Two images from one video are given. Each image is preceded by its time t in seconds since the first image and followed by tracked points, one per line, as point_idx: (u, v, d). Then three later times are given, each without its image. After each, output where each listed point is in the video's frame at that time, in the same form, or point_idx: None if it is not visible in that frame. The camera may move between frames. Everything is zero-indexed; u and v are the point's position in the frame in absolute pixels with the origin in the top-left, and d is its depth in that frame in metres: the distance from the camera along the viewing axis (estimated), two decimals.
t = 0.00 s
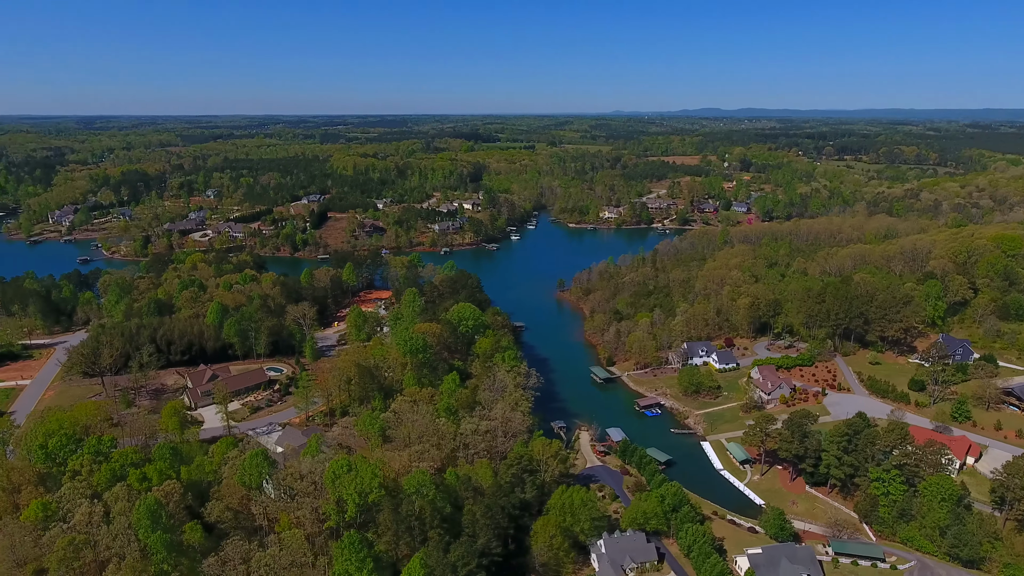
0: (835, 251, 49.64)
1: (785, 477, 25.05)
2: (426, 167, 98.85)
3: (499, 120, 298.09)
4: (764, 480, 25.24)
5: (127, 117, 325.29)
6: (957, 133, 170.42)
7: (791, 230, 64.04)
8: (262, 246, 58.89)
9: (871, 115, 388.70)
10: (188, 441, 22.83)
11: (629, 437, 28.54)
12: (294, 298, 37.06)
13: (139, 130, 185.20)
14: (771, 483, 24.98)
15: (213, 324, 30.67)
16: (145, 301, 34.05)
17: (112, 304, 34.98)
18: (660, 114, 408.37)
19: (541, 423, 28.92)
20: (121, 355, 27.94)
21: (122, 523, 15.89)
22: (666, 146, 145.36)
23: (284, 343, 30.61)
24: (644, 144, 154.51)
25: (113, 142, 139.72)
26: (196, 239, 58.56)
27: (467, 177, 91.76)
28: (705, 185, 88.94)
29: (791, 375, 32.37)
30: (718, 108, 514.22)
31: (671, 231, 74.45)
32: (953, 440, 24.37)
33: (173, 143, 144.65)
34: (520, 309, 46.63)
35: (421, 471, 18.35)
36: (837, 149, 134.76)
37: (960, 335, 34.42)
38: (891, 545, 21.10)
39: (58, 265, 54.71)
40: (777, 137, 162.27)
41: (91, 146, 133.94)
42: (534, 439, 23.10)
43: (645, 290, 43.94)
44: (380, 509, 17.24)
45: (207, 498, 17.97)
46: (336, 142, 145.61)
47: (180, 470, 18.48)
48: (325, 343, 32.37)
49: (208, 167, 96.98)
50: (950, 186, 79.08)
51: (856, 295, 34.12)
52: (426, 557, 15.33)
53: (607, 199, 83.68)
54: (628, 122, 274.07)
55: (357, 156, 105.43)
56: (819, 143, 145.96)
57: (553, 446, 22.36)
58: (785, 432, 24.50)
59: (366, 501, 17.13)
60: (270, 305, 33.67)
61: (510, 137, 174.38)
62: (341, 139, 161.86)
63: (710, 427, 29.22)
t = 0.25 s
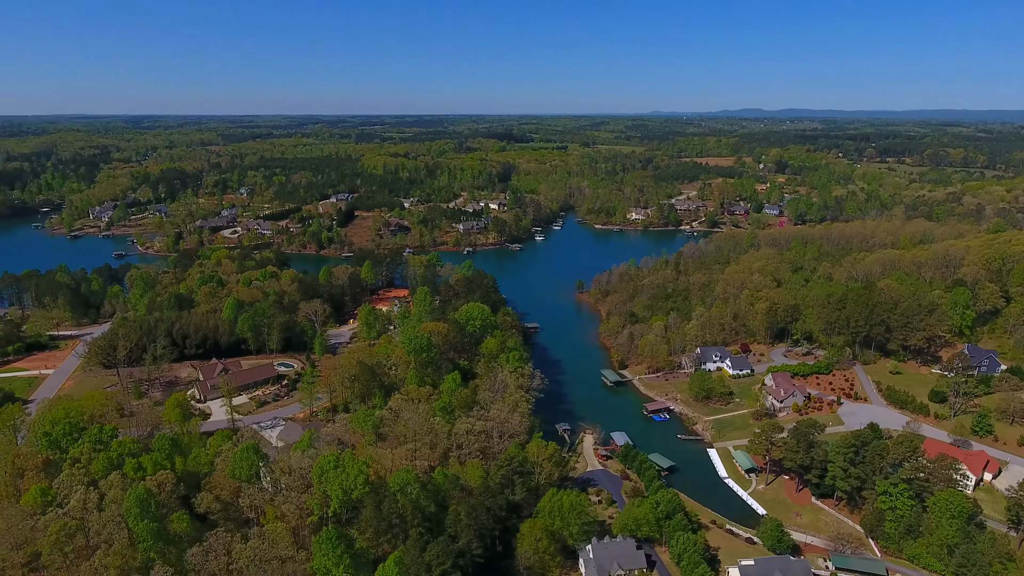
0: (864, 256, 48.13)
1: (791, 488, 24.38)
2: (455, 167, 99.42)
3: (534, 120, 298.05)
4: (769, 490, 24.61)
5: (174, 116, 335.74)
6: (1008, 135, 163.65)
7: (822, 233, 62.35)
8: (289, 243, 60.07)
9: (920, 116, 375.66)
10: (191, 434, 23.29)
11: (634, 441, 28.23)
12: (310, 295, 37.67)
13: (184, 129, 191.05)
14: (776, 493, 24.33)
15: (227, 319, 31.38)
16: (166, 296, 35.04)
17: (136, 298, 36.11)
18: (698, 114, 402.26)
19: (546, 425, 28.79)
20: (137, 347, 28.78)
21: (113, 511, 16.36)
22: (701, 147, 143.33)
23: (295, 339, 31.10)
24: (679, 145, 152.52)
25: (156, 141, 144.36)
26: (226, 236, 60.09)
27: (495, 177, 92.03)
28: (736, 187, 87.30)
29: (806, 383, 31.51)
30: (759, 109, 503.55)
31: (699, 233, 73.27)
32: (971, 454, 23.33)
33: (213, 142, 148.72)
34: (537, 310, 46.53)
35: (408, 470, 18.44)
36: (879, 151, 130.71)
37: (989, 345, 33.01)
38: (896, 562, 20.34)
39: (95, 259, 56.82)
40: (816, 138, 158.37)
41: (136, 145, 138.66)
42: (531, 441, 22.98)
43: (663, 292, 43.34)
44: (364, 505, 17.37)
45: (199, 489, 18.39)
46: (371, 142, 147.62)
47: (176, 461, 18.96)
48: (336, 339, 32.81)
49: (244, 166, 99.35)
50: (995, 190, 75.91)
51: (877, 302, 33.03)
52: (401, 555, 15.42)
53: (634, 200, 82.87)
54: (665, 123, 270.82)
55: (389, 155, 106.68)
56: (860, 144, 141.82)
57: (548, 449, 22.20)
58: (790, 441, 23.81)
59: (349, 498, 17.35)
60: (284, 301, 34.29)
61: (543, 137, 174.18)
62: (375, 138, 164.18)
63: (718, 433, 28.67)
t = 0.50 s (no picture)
0: (884, 259, 46.91)
1: (788, 496, 23.85)
2: (476, 167, 99.68)
3: (561, 120, 297.38)
4: (764, 497, 24.11)
5: (208, 117, 343.55)
6: None
7: (844, 236, 60.94)
8: (306, 242, 60.93)
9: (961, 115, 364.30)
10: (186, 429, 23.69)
11: (631, 444, 27.96)
12: (317, 294, 38.13)
13: (216, 129, 195.23)
14: (772, 501, 23.83)
15: (232, 316, 31.92)
16: (177, 292, 35.79)
17: (149, 294, 36.97)
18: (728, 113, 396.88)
19: (543, 427, 28.68)
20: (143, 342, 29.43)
21: (97, 502, 16.77)
22: (727, 147, 141.36)
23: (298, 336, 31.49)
24: (705, 145, 150.62)
25: (187, 141, 147.75)
26: (245, 235, 61.17)
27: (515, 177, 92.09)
28: (759, 188, 85.85)
29: (812, 389, 30.85)
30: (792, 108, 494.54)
31: (719, 235, 72.23)
32: (976, 465, 22.62)
33: (243, 142, 151.65)
34: (547, 310, 46.38)
35: (387, 469, 18.48)
36: (912, 151, 127.25)
37: (1007, 353, 31.89)
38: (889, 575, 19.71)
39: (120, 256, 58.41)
40: (848, 139, 154.93)
41: (168, 145, 142.11)
42: (520, 443, 22.89)
43: (673, 294, 42.82)
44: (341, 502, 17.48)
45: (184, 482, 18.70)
46: (396, 142, 148.92)
47: (164, 455, 19.33)
48: (339, 337, 33.16)
49: (269, 165, 101.09)
50: None
51: (889, 307, 32.19)
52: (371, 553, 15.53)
53: (654, 201, 82.10)
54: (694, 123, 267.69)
55: (411, 155, 107.48)
56: (893, 145, 138.29)
57: (536, 451, 22.09)
58: (786, 448, 23.29)
59: (326, 495, 17.54)
60: (290, 299, 34.75)
61: (568, 137, 173.67)
62: (401, 138, 165.59)
63: (718, 438, 28.22)
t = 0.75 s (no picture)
0: (910, 264, 45.43)
1: (788, 506, 23.22)
2: (502, 168, 99.82)
3: (593, 121, 295.99)
4: (764, 506, 23.52)
5: (246, 117, 351.76)
6: None
7: (872, 240, 59.24)
8: (328, 241, 61.82)
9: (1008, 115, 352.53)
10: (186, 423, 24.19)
11: (631, 449, 27.61)
12: (329, 292, 38.62)
13: (251, 130, 199.62)
14: (771, 511, 23.23)
15: (242, 313, 32.51)
16: (193, 289, 36.66)
17: (167, 290, 37.93)
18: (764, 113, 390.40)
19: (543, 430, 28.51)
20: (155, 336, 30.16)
21: (87, 492, 17.22)
22: (759, 148, 138.79)
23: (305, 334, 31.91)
24: (737, 146, 148.19)
25: (223, 142, 151.47)
26: (269, 233, 62.36)
27: (539, 178, 91.98)
28: (788, 190, 84.08)
29: (823, 397, 30.04)
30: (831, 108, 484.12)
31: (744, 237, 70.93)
32: (987, 481, 21.73)
33: (276, 142, 154.82)
34: (560, 311, 46.13)
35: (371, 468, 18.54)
36: (953, 153, 123.15)
37: None
38: None
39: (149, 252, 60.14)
40: (886, 140, 150.71)
41: (204, 145, 145.85)
42: (513, 444, 22.78)
43: (688, 297, 42.19)
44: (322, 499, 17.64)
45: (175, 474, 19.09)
46: (425, 142, 150.16)
47: (158, 447, 19.75)
48: (347, 335, 33.51)
49: (298, 165, 102.88)
50: None
51: (906, 313, 31.15)
52: (345, 551, 15.66)
53: (679, 203, 81.09)
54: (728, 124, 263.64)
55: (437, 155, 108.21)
56: (933, 146, 134.02)
57: (527, 453, 21.95)
58: (785, 457, 22.70)
59: (308, 492, 17.73)
60: (301, 297, 35.27)
61: (597, 138, 172.76)
62: (431, 138, 166.94)
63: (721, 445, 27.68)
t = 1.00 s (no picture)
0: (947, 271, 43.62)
1: (792, 519, 22.55)
2: (533, 168, 99.71)
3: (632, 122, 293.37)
4: (768, 518, 22.90)
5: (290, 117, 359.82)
6: None
7: (909, 245, 57.11)
8: (355, 239, 62.75)
9: None
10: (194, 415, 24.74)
11: (636, 454, 27.22)
12: (347, 290, 39.13)
13: (293, 130, 204.01)
14: (775, 523, 22.60)
15: (259, 309, 33.17)
16: (216, 284, 37.63)
17: (192, 285, 39.03)
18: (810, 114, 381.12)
19: (549, 432, 28.32)
20: (173, 330, 31.00)
21: (87, 479, 17.78)
22: (800, 149, 135.26)
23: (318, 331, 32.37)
24: (777, 147, 144.87)
25: (264, 141, 155.22)
26: (298, 232, 63.64)
27: (569, 178, 91.56)
28: (825, 193, 81.78)
29: (840, 407, 29.08)
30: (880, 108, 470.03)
31: (777, 241, 69.20)
32: (1005, 501, 20.73)
33: (315, 142, 157.92)
34: (579, 313, 45.81)
35: (361, 465, 18.68)
36: (1007, 156, 117.83)
37: None
38: None
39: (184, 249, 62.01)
40: (936, 142, 145.13)
41: (246, 145, 149.68)
42: (510, 446, 22.67)
43: (708, 301, 41.36)
44: (311, 494, 17.90)
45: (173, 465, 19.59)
46: (460, 142, 151.18)
47: (159, 438, 20.29)
48: (360, 332, 33.92)
49: (333, 164, 104.70)
50: None
51: (931, 322, 29.92)
52: (326, 547, 15.81)
53: (711, 205, 79.65)
54: (770, 125, 257.89)
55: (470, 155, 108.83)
56: (985, 148, 128.49)
57: (523, 455, 21.84)
58: (790, 469, 22.06)
59: (297, 486, 17.95)
60: (318, 295, 35.81)
61: (633, 139, 171.05)
62: (466, 138, 168.01)
63: (730, 453, 27.06)
